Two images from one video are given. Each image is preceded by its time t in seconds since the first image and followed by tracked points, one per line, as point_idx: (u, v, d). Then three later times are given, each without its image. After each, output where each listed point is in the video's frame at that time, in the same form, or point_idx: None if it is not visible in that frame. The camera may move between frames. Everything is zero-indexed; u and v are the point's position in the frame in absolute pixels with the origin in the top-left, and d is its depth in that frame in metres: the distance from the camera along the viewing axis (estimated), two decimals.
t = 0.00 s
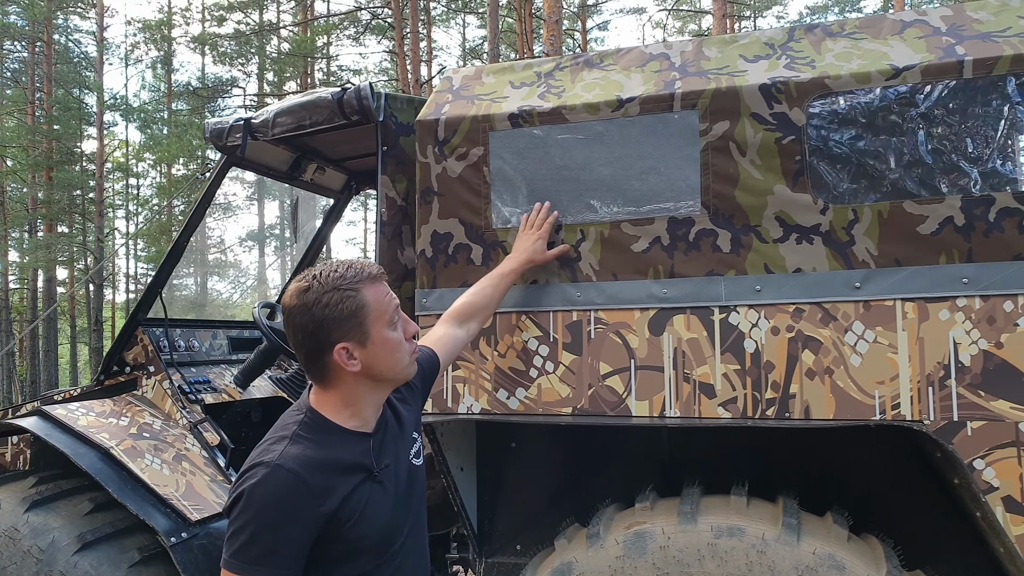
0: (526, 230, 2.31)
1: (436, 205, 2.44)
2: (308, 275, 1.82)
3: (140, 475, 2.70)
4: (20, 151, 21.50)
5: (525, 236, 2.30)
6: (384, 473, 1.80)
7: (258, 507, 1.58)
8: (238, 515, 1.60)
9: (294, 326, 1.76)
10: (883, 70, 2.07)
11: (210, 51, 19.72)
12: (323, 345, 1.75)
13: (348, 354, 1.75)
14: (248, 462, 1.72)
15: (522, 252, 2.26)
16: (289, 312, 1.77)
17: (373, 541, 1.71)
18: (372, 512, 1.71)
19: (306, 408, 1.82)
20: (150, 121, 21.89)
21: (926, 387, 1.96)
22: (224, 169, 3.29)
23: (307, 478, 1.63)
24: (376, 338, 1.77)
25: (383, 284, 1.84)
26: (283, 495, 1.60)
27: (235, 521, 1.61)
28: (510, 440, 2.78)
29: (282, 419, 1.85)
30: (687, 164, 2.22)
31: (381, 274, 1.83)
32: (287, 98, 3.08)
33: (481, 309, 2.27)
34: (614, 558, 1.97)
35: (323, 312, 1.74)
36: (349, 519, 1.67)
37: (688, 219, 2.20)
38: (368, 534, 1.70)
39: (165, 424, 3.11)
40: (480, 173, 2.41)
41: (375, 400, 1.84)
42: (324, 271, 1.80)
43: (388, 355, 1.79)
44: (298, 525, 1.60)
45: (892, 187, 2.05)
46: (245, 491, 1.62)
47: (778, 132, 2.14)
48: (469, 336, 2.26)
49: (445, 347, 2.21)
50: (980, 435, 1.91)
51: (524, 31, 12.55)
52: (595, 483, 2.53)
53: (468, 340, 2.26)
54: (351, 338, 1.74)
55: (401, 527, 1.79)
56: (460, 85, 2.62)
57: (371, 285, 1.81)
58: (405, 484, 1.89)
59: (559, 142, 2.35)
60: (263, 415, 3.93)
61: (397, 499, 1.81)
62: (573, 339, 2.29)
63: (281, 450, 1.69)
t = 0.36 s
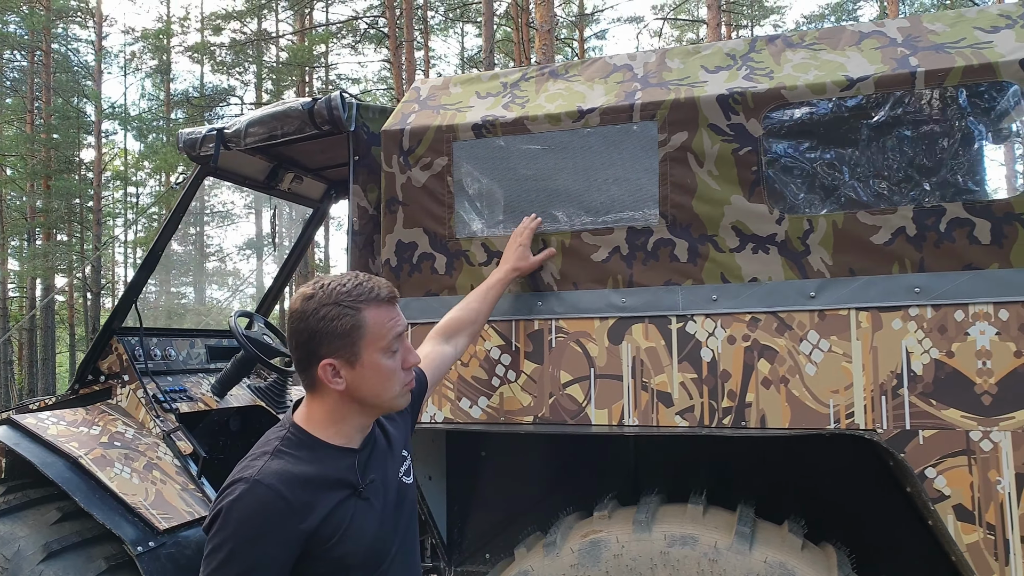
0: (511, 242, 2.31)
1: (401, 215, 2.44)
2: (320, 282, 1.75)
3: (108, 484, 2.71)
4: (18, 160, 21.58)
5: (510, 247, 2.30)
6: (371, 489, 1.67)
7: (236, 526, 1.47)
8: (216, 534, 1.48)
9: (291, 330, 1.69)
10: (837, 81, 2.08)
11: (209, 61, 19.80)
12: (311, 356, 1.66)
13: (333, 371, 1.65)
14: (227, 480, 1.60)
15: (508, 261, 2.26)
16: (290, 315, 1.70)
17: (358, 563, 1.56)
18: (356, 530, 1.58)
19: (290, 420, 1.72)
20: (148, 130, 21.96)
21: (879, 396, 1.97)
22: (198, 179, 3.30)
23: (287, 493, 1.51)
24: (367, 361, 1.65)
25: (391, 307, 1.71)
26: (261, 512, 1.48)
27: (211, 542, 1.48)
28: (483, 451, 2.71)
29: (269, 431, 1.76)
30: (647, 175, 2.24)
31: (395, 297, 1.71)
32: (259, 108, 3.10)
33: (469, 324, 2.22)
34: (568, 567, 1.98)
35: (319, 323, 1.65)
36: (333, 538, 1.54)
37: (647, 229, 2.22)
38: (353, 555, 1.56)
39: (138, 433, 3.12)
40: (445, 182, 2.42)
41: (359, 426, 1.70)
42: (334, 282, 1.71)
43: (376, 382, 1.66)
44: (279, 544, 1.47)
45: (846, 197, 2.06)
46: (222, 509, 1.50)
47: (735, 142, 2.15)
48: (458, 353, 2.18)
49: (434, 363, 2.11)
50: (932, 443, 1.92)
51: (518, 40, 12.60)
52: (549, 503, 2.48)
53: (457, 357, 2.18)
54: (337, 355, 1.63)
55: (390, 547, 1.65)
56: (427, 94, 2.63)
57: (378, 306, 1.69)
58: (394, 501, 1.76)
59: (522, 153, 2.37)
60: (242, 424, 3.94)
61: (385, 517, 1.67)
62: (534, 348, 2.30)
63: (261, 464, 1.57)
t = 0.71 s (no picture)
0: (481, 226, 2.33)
1: (357, 217, 2.47)
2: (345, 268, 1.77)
3: (69, 486, 2.73)
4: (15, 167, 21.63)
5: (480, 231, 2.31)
6: (386, 472, 1.65)
7: (250, 499, 1.47)
8: (233, 508, 1.49)
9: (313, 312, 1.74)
10: (782, 84, 2.10)
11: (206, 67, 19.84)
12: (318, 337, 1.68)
13: (334, 352, 1.65)
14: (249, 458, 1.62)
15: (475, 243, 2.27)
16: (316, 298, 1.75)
17: (371, 545, 1.54)
18: (370, 512, 1.56)
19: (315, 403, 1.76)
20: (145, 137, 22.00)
21: (823, 397, 1.98)
22: (167, 183, 3.31)
23: (301, 470, 1.51)
24: (363, 344, 1.62)
25: (400, 295, 1.66)
26: (274, 487, 1.48)
27: (227, 516, 1.50)
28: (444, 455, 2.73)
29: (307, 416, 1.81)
30: (597, 178, 2.25)
31: (401, 281, 1.65)
32: (225, 113, 3.13)
33: (462, 316, 2.20)
34: (513, 567, 1.99)
35: (324, 303, 1.66)
36: (345, 518, 1.52)
37: (597, 231, 2.23)
38: (366, 537, 1.54)
39: (105, 436, 3.14)
40: (400, 186, 2.44)
41: (368, 414, 1.66)
42: (350, 267, 1.72)
43: (370, 366, 1.61)
44: (291, 520, 1.47)
45: (790, 200, 2.08)
46: (239, 484, 1.52)
47: (683, 146, 2.17)
48: (462, 348, 2.15)
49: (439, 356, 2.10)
50: (873, 444, 1.93)
51: (512, 46, 12.63)
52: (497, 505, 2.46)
53: (461, 353, 2.14)
54: (333, 335, 1.63)
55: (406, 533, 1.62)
56: (386, 99, 2.66)
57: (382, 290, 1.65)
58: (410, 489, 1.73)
59: (475, 156, 2.38)
60: (216, 427, 3.95)
61: (402, 503, 1.65)
62: (487, 349, 2.31)
63: (279, 441, 1.58)
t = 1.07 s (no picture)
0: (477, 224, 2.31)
1: (311, 220, 2.49)
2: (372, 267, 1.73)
3: (30, 485, 2.77)
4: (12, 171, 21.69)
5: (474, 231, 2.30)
6: (373, 463, 1.68)
7: (246, 479, 1.48)
8: (228, 488, 1.50)
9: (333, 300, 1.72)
10: (720, 88, 2.15)
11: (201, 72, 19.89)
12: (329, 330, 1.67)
13: (338, 350, 1.64)
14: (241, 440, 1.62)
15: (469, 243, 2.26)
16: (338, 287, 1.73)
17: (359, 531, 1.58)
18: (359, 499, 1.60)
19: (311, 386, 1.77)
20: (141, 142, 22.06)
21: (755, 395, 2.01)
22: (134, 187, 3.32)
23: (296, 453, 1.53)
24: (368, 351, 1.61)
25: (415, 316, 1.63)
26: (270, 468, 1.50)
27: (220, 496, 1.50)
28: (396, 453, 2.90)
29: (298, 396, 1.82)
30: (543, 182, 2.29)
31: (421, 302, 1.62)
32: (190, 117, 3.17)
33: (449, 317, 2.18)
34: (452, 561, 2.03)
35: (343, 298, 1.63)
36: (336, 503, 1.55)
37: (541, 233, 2.27)
38: (354, 523, 1.57)
39: (71, 436, 3.17)
40: (354, 189, 2.47)
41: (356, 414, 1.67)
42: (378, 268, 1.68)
43: (368, 375, 1.60)
44: (286, 502, 1.49)
45: (726, 202, 2.12)
46: (233, 465, 1.52)
47: (624, 149, 2.21)
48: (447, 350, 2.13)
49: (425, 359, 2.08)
50: (803, 441, 1.97)
51: (505, 51, 12.67)
52: (449, 505, 2.49)
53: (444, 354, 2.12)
54: (340, 334, 1.61)
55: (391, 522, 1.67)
56: (342, 103, 2.70)
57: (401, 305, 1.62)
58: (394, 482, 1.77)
59: (425, 160, 2.43)
60: (188, 428, 3.98)
61: (388, 495, 1.68)
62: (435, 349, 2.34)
63: (272, 425, 1.59)
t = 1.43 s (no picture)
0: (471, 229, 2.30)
1: (277, 220, 2.56)
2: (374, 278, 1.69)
3: (7, 480, 2.82)
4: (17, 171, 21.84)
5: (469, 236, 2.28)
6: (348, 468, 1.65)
7: (216, 477, 1.45)
8: (196, 485, 1.46)
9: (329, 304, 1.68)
10: (674, 92, 2.19)
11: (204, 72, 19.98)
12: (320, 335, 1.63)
13: (323, 357, 1.60)
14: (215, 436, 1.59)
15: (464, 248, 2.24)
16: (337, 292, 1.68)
17: (327, 536, 1.57)
18: (329, 503, 1.58)
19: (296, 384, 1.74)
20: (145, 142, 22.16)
21: (705, 393, 2.05)
22: (114, 187, 3.39)
23: (270, 455, 1.51)
24: (353, 365, 1.56)
25: (407, 336, 1.58)
26: (243, 467, 1.46)
27: (189, 493, 1.47)
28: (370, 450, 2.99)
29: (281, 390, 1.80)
30: (502, 184, 2.34)
31: (414, 324, 1.57)
32: (168, 119, 3.23)
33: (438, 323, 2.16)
34: (407, 555, 2.09)
35: (338, 307, 1.59)
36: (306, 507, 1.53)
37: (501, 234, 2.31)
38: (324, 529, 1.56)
39: (51, 432, 3.21)
40: (319, 190, 2.53)
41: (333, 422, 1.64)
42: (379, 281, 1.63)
43: (348, 388, 1.56)
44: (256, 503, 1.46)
45: (679, 204, 2.16)
46: (204, 463, 1.49)
47: (581, 153, 2.26)
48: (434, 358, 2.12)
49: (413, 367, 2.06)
50: (751, 438, 2.00)
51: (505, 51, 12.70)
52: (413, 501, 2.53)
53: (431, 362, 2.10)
54: (328, 341, 1.56)
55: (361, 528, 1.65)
56: (312, 106, 2.75)
57: (394, 325, 1.57)
58: (368, 488, 1.75)
59: (389, 161, 2.47)
60: (172, 426, 4.02)
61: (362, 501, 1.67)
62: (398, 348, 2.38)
63: (248, 424, 1.56)
